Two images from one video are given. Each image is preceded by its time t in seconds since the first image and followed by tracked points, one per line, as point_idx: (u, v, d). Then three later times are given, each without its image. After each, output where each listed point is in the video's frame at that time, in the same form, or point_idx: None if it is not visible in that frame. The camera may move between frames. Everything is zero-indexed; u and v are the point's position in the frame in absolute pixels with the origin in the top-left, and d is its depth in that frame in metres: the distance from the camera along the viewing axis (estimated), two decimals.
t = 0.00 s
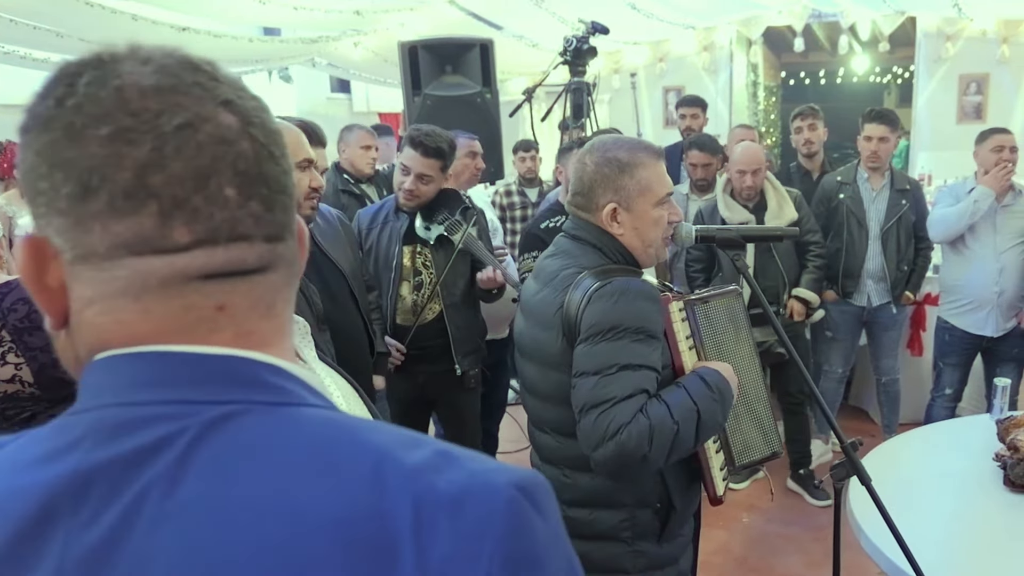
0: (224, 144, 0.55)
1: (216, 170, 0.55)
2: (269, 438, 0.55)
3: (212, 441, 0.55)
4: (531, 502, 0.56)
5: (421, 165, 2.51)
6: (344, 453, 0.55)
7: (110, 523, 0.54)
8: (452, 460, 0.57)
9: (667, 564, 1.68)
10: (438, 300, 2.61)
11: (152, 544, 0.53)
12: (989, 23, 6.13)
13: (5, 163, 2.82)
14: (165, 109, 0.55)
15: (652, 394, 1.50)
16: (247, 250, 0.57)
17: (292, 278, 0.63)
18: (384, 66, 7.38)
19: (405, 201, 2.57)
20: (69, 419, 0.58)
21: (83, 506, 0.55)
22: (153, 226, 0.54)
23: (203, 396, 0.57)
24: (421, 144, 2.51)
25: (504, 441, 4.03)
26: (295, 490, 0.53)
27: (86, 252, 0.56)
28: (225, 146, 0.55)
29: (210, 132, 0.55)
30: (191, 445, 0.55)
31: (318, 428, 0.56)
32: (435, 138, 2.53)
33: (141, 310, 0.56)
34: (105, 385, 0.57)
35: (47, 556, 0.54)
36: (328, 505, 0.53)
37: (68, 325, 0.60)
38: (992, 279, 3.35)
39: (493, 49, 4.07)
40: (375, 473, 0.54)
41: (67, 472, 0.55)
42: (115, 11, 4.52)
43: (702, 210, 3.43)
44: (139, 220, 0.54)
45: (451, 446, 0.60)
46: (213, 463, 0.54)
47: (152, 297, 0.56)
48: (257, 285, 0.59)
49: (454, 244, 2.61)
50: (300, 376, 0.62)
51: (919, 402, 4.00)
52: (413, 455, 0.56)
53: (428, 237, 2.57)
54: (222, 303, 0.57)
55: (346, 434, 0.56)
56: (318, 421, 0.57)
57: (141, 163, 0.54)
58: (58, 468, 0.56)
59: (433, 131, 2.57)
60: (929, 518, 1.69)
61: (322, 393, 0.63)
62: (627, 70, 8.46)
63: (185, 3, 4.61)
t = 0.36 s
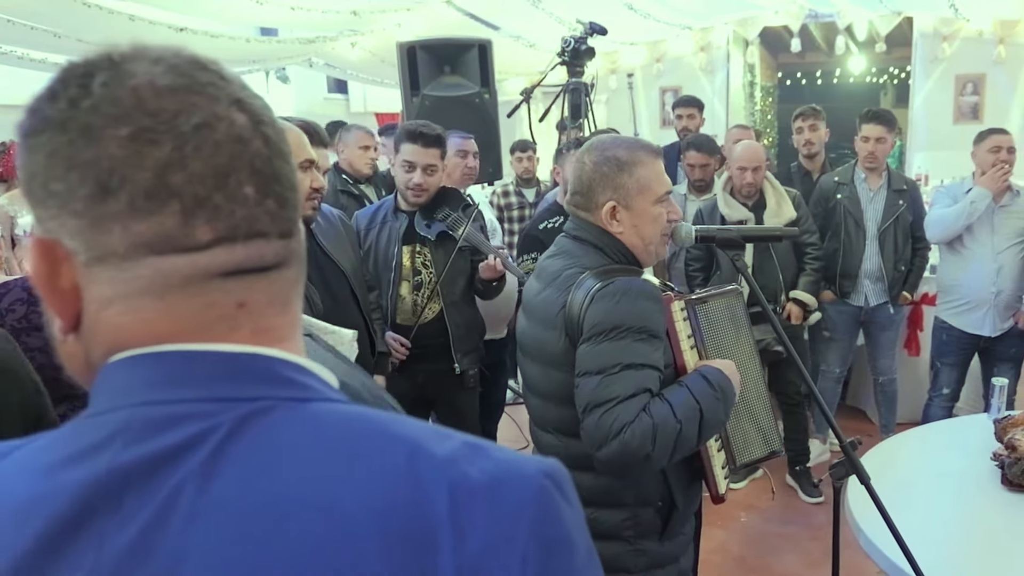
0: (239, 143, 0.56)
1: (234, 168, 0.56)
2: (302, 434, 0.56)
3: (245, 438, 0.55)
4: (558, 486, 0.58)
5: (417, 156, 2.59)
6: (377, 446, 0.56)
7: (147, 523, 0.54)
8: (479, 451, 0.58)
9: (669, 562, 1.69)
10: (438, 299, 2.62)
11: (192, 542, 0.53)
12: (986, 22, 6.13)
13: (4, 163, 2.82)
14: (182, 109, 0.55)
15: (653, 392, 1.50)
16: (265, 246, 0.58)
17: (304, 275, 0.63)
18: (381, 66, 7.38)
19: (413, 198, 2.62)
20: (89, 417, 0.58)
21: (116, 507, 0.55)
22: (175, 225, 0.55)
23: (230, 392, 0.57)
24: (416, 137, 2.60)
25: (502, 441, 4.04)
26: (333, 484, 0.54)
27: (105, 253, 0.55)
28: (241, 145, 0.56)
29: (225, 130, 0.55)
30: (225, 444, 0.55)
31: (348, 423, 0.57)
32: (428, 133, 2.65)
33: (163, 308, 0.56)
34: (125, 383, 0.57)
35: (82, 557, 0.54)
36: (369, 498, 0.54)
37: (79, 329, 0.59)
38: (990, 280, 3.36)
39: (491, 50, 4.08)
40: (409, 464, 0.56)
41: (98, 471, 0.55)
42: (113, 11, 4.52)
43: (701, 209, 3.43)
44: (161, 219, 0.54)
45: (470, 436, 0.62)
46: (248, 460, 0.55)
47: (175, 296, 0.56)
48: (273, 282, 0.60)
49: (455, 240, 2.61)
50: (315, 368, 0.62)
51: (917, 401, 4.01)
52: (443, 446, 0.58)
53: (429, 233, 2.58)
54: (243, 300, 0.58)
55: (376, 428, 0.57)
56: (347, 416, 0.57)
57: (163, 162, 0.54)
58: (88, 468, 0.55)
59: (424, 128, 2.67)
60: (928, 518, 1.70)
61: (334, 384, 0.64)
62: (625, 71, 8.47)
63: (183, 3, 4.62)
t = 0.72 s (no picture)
0: (236, 142, 0.56)
1: (232, 169, 0.56)
2: (303, 439, 0.55)
3: (246, 445, 0.55)
4: (562, 493, 0.58)
5: (421, 153, 2.59)
6: (380, 453, 0.56)
7: (148, 530, 0.53)
8: (482, 459, 0.58)
9: (671, 562, 1.68)
10: (440, 299, 2.62)
11: (194, 549, 0.53)
12: (984, 22, 6.13)
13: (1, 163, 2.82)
14: (178, 108, 0.55)
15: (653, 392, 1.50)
16: (264, 247, 0.58)
17: (304, 276, 0.63)
18: (379, 66, 7.38)
19: (420, 194, 2.59)
20: (88, 427, 0.58)
21: (117, 514, 0.54)
22: (172, 227, 0.55)
23: (231, 400, 0.57)
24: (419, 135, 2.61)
25: (501, 441, 4.03)
26: (337, 488, 0.54)
27: (100, 257, 0.55)
28: (237, 145, 0.56)
29: (221, 130, 0.55)
30: (226, 451, 0.55)
31: (350, 430, 0.57)
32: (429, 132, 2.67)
33: (162, 313, 0.56)
34: (127, 392, 0.57)
35: (80, 566, 0.54)
36: (372, 504, 0.54)
37: (75, 335, 0.59)
38: (990, 280, 3.36)
39: (490, 50, 4.07)
40: (415, 470, 0.55)
41: (97, 479, 0.54)
42: (110, 11, 4.52)
43: (700, 209, 3.44)
44: (158, 221, 0.54)
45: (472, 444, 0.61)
46: (248, 466, 0.54)
47: (173, 301, 0.56)
48: (272, 283, 0.60)
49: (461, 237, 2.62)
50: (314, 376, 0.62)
51: (916, 401, 4.01)
52: (446, 454, 0.57)
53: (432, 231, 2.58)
54: (242, 302, 0.58)
55: (378, 435, 0.57)
56: (348, 423, 0.57)
57: (158, 163, 0.54)
58: (87, 475, 0.55)
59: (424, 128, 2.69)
60: (928, 517, 1.70)
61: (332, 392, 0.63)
62: (623, 70, 8.47)
63: (181, 3, 4.62)
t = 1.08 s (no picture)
0: (226, 144, 0.55)
1: (218, 171, 0.54)
2: (269, 452, 0.54)
3: (216, 454, 0.54)
4: (539, 522, 0.55)
5: (418, 152, 2.59)
6: (347, 472, 0.54)
7: (111, 537, 0.53)
8: (460, 480, 0.56)
9: (668, 565, 1.68)
10: (444, 296, 2.62)
11: (153, 560, 0.52)
12: (982, 22, 6.13)
13: None
14: (168, 107, 0.55)
15: (652, 396, 1.50)
16: (249, 254, 0.57)
17: (303, 286, 0.62)
18: (377, 66, 7.37)
19: (419, 193, 2.59)
20: (74, 425, 0.58)
21: (82, 522, 0.54)
22: (150, 229, 0.54)
23: (207, 408, 0.56)
24: (414, 134, 2.62)
25: (500, 442, 4.03)
26: (297, 504, 0.52)
27: (90, 253, 0.56)
28: (227, 146, 0.55)
29: (217, 128, 0.55)
30: (194, 460, 0.54)
31: (322, 443, 0.55)
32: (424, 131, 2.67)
33: (142, 317, 0.56)
34: (114, 393, 0.57)
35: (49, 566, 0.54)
36: (332, 524, 0.52)
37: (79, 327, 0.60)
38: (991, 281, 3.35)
39: (489, 50, 4.07)
40: (383, 490, 0.54)
41: (70, 482, 0.55)
42: (109, 11, 4.52)
43: (697, 208, 3.44)
44: (137, 222, 0.54)
45: (458, 462, 0.59)
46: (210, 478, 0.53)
47: (153, 304, 0.56)
48: (260, 292, 0.58)
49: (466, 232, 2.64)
50: (304, 385, 0.61)
51: (914, 401, 4.01)
52: (422, 473, 0.56)
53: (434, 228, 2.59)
54: (224, 311, 0.57)
55: (348, 452, 0.55)
56: (322, 435, 0.56)
57: (140, 162, 0.53)
58: (62, 474, 0.55)
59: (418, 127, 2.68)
60: (927, 517, 1.70)
61: (327, 402, 0.62)
62: (621, 71, 8.46)
63: (180, 2, 4.62)
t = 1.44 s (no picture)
0: (213, 147, 0.55)
1: (188, 175, 0.54)
2: (210, 463, 0.53)
3: (162, 461, 0.54)
4: (461, 565, 0.52)
5: (389, 150, 2.54)
6: (281, 488, 0.53)
7: (58, 535, 0.54)
8: (394, 510, 0.53)
9: (674, 570, 1.69)
10: (418, 292, 2.59)
11: (83, 564, 0.53)
12: (981, 22, 6.14)
13: None
14: (148, 108, 0.54)
15: (663, 405, 1.51)
16: (220, 260, 0.56)
17: (302, 295, 0.61)
18: (376, 66, 7.38)
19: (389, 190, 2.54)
20: (65, 422, 0.59)
21: (40, 517, 0.55)
22: (122, 231, 0.55)
23: (169, 414, 0.56)
24: (385, 132, 2.57)
25: (499, 441, 4.03)
26: (217, 518, 0.51)
27: (81, 255, 0.58)
28: (210, 149, 0.54)
29: (195, 130, 0.54)
30: (140, 465, 0.54)
31: (262, 455, 0.54)
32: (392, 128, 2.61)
33: (116, 317, 0.58)
34: (102, 394, 0.58)
35: (9, 560, 0.56)
36: (244, 543, 0.51)
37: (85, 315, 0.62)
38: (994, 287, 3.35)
39: (488, 49, 4.07)
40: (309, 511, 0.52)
41: (37, 477, 0.56)
42: (107, 10, 4.52)
43: (694, 208, 3.44)
44: (112, 223, 0.55)
45: (416, 490, 0.56)
46: (152, 484, 0.53)
47: (127, 306, 0.57)
48: (234, 298, 0.57)
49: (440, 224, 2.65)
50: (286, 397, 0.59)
51: (913, 401, 4.02)
52: (360, 496, 0.53)
53: (412, 225, 2.59)
54: (195, 316, 0.57)
55: (291, 466, 0.54)
56: (269, 446, 0.54)
57: (116, 164, 0.54)
58: (33, 471, 0.57)
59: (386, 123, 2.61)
60: (925, 516, 1.71)
61: (315, 416, 0.61)
62: (621, 70, 8.47)
63: (179, 2, 4.62)
